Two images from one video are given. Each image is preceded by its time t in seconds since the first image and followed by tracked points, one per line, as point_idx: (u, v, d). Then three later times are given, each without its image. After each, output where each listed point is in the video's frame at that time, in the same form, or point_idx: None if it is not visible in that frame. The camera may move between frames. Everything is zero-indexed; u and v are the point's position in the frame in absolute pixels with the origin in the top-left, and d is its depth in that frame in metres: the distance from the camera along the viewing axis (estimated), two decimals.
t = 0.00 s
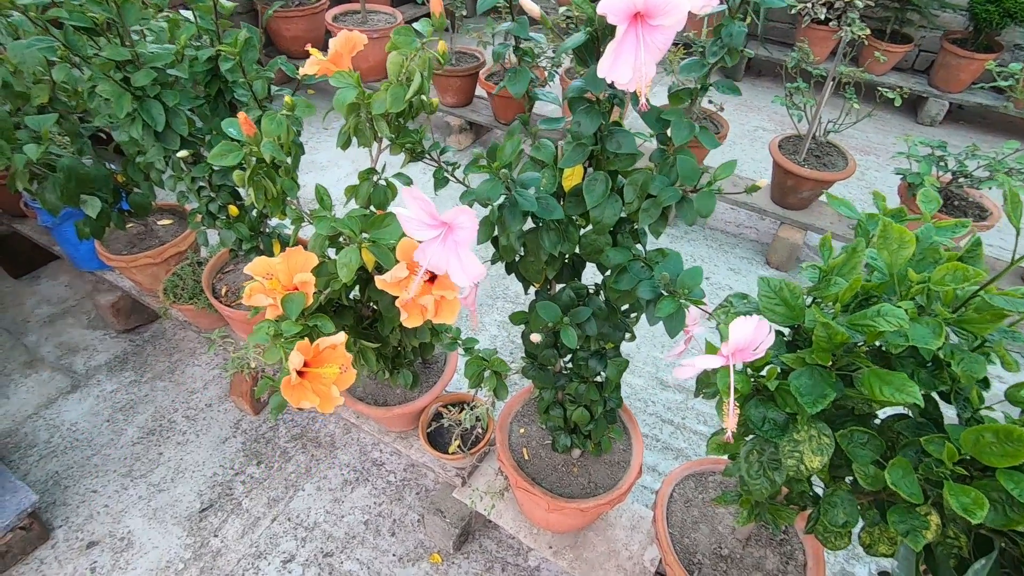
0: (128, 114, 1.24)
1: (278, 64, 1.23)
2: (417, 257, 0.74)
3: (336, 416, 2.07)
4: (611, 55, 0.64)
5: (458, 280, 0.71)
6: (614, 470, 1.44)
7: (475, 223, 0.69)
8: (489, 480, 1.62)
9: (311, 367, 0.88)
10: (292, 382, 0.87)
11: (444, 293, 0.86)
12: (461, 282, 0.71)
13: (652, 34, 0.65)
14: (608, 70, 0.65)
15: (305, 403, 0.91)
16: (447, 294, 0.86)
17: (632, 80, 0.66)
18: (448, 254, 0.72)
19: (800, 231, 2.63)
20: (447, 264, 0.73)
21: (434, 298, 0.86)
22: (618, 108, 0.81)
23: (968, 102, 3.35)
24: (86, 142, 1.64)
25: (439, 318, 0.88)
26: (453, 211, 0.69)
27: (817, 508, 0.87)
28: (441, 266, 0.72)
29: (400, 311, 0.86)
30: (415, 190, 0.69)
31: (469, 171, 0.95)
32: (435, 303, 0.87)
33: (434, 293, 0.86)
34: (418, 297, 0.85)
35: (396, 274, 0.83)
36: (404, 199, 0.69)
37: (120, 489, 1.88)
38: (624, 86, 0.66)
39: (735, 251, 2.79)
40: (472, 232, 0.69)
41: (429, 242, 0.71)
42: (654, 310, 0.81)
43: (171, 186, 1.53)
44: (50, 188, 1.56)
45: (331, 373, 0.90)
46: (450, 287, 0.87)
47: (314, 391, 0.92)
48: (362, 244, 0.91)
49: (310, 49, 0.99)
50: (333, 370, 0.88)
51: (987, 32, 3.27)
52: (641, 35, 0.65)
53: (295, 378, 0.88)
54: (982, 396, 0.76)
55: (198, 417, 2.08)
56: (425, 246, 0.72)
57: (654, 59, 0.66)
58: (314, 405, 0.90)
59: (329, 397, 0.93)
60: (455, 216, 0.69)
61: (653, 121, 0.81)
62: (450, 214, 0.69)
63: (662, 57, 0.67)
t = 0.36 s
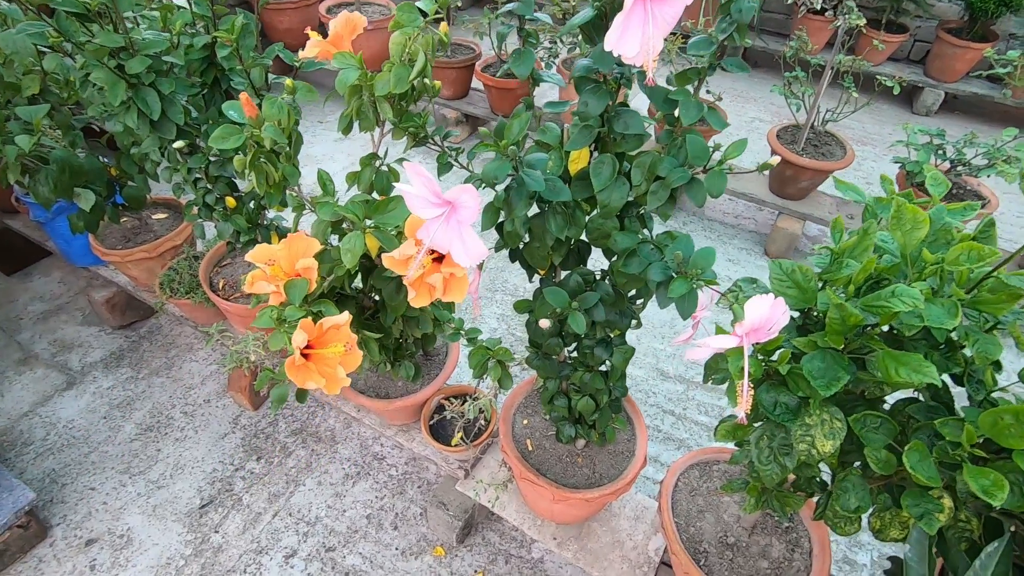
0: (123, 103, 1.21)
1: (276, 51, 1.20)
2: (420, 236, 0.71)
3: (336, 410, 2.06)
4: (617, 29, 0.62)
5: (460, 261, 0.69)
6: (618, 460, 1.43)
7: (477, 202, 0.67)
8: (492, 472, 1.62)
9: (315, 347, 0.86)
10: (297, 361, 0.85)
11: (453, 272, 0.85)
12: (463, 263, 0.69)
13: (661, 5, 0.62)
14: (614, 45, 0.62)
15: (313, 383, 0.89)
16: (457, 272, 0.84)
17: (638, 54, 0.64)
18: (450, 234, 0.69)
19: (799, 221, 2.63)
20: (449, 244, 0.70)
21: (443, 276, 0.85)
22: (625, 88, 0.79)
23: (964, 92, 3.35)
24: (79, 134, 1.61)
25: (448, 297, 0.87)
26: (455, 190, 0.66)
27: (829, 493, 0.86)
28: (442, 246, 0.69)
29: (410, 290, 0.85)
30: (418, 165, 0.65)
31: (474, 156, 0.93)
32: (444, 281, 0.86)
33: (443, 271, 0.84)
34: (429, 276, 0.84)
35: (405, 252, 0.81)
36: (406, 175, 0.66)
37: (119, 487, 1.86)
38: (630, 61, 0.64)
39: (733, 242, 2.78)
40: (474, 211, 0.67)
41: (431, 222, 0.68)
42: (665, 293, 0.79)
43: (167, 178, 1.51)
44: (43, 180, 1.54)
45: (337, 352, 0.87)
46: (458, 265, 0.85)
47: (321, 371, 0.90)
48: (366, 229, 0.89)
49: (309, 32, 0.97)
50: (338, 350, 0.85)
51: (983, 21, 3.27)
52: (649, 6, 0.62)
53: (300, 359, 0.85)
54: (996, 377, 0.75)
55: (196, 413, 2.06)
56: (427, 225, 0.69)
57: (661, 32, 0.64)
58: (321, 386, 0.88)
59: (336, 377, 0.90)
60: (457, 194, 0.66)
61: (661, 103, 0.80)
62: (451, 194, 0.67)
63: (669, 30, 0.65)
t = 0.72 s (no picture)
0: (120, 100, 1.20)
1: (274, 46, 1.19)
2: (431, 233, 0.70)
3: (336, 409, 2.05)
4: (631, 19, 0.62)
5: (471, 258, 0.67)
6: (622, 456, 1.43)
7: (490, 199, 0.65)
8: (495, 468, 1.61)
9: (321, 345, 0.85)
10: (303, 359, 0.84)
11: (460, 260, 0.81)
12: (475, 260, 0.67)
13: None
14: (628, 35, 0.62)
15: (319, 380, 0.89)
16: (463, 260, 0.81)
17: (653, 45, 0.63)
18: (460, 231, 0.68)
19: (797, 216, 2.63)
20: (460, 241, 0.69)
21: (449, 263, 0.81)
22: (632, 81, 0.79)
23: (959, 85, 3.36)
24: (75, 132, 1.59)
25: (455, 285, 0.83)
26: (467, 185, 0.65)
27: (836, 486, 0.86)
28: (453, 244, 0.68)
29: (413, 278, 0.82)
30: (429, 163, 0.65)
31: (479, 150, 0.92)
32: (450, 270, 0.82)
33: (450, 259, 0.80)
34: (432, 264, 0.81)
35: (411, 238, 0.79)
36: (418, 172, 0.65)
37: (118, 487, 1.85)
38: (644, 51, 0.63)
39: (732, 237, 2.78)
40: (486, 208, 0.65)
41: (442, 219, 0.67)
42: (675, 288, 0.79)
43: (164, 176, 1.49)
44: (39, 179, 1.52)
45: (343, 350, 0.87)
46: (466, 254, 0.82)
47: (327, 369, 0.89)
48: (371, 224, 0.88)
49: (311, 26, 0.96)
50: (345, 348, 0.85)
51: (977, 14, 3.27)
52: None
53: (306, 356, 0.85)
54: (1005, 368, 0.75)
55: (196, 413, 2.05)
56: (439, 222, 0.68)
57: (677, 22, 0.62)
58: (326, 383, 0.88)
59: (342, 375, 0.90)
60: (469, 190, 0.65)
61: (669, 96, 0.79)
62: (463, 190, 0.65)
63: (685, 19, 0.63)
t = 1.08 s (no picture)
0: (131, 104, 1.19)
1: (284, 48, 1.18)
2: (457, 233, 0.70)
3: (346, 410, 2.05)
4: (660, 17, 0.62)
5: (499, 258, 0.68)
6: (636, 453, 1.43)
7: (522, 198, 0.65)
8: (508, 468, 1.61)
9: (342, 350, 0.85)
10: (325, 364, 0.84)
11: (477, 260, 0.80)
12: (503, 260, 0.68)
13: None
14: (657, 33, 0.62)
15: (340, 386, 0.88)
16: (481, 259, 0.80)
17: (681, 43, 0.63)
18: (488, 230, 0.69)
19: (803, 210, 2.62)
20: (488, 241, 0.69)
21: (467, 263, 0.79)
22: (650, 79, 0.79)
23: (963, 77, 3.35)
24: (83, 137, 1.59)
25: (471, 284, 0.83)
26: (498, 185, 0.65)
27: (859, 482, 0.86)
28: (481, 244, 0.69)
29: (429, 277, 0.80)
30: (461, 162, 0.64)
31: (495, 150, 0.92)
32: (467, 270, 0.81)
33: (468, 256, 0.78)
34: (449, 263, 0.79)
35: (427, 237, 0.77)
36: (448, 172, 0.64)
37: (131, 491, 1.85)
38: (672, 49, 0.63)
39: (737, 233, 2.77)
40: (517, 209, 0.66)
41: (469, 219, 0.67)
42: (698, 287, 0.78)
43: (173, 180, 1.49)
44: (49, 185, 1.52)
45: (365, 354, 0.86)
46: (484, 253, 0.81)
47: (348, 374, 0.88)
48: (388, 225, 0.88)
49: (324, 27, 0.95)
50: (366, 351, 0.84)
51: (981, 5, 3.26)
52: None
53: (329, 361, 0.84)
54: None
55: (206, 416, 2.05)
56: (465, 223, 0.68)
57: (705, 19, 0.62)
58: (348, 388, 0.87)
59: (363, 380, 0.89)
60: (499, 190, 0.65)
61: (688, 93, 0.79)
62: (491, 189, 0.66)
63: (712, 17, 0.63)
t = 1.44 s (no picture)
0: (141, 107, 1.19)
1: (294, 49, 1.18)
2: (480, 237, 0.71)
3: (355, 411, 2.05)
4: (686, 20, 0.62)
5: (523, 259, 0.68)
6: (649, 452, 1.43)
7: (549, 200, 0.64)
8: (520, 467, 1.61)
9: (363, 352, 0.85)
10: (347, 366, 0.84)
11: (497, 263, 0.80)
12: (526, 261, 0.68)
13: None
14: (684, 37, 0.63)
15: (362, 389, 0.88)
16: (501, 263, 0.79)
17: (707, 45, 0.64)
18: (512, 231, 0.69)
19: (809, 205, 2.61)
20: (511, 242, 0.69)
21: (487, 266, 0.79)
22: (669, 76, 0.79)
23: (966, 69, 3.34)
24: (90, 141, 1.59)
25: (490, 288, 0.82)
26: (522, 185, 0.64)
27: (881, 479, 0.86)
28: (504, 246, 0.69)
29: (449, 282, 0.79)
30: (484, 162, 0.64)
31: (509, 150, 0.92)
32: (485, 273, 0.81)
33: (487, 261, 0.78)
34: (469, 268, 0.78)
35: (446, 243, 0.76)
36: (471, 174, 0.65)
37: (142, 495, 1.85)
38: (699, 52, 0.63)
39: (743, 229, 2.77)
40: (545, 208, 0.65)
41: (492, 221, 0.68)
42: (721, 286, 0.78)
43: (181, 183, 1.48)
44: (57, 189, 1.51)
45: (385, 355, 0.86)
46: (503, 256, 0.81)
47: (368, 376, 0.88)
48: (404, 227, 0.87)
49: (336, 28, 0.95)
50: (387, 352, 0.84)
51: None
52: None
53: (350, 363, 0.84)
54: None
55: (215, 419, 2.05)
56: (488, 224, 0.68)
57: (730, 20, 0.63)
58: (370, 391, 0.87)
59: (384, 382, 0.89)
60: (523, 191, 0.65)
61: (706, 89, 0.78)
62: (515, 190, 0.66)
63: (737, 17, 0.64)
